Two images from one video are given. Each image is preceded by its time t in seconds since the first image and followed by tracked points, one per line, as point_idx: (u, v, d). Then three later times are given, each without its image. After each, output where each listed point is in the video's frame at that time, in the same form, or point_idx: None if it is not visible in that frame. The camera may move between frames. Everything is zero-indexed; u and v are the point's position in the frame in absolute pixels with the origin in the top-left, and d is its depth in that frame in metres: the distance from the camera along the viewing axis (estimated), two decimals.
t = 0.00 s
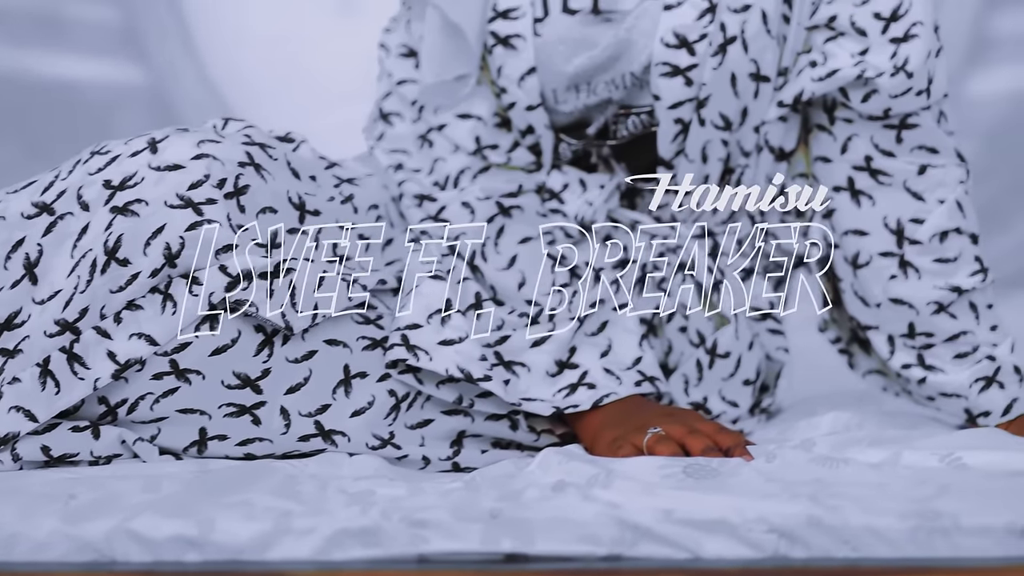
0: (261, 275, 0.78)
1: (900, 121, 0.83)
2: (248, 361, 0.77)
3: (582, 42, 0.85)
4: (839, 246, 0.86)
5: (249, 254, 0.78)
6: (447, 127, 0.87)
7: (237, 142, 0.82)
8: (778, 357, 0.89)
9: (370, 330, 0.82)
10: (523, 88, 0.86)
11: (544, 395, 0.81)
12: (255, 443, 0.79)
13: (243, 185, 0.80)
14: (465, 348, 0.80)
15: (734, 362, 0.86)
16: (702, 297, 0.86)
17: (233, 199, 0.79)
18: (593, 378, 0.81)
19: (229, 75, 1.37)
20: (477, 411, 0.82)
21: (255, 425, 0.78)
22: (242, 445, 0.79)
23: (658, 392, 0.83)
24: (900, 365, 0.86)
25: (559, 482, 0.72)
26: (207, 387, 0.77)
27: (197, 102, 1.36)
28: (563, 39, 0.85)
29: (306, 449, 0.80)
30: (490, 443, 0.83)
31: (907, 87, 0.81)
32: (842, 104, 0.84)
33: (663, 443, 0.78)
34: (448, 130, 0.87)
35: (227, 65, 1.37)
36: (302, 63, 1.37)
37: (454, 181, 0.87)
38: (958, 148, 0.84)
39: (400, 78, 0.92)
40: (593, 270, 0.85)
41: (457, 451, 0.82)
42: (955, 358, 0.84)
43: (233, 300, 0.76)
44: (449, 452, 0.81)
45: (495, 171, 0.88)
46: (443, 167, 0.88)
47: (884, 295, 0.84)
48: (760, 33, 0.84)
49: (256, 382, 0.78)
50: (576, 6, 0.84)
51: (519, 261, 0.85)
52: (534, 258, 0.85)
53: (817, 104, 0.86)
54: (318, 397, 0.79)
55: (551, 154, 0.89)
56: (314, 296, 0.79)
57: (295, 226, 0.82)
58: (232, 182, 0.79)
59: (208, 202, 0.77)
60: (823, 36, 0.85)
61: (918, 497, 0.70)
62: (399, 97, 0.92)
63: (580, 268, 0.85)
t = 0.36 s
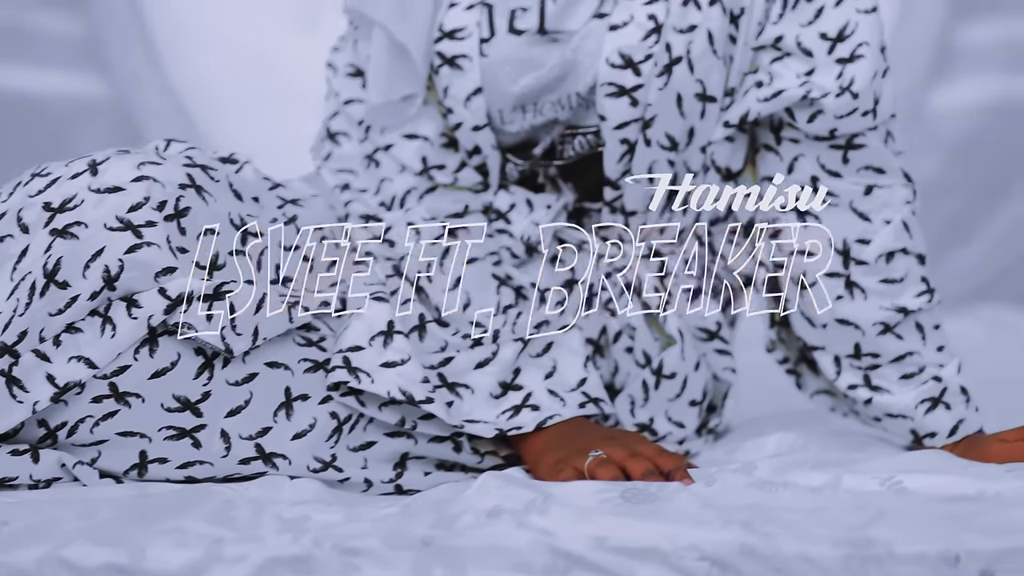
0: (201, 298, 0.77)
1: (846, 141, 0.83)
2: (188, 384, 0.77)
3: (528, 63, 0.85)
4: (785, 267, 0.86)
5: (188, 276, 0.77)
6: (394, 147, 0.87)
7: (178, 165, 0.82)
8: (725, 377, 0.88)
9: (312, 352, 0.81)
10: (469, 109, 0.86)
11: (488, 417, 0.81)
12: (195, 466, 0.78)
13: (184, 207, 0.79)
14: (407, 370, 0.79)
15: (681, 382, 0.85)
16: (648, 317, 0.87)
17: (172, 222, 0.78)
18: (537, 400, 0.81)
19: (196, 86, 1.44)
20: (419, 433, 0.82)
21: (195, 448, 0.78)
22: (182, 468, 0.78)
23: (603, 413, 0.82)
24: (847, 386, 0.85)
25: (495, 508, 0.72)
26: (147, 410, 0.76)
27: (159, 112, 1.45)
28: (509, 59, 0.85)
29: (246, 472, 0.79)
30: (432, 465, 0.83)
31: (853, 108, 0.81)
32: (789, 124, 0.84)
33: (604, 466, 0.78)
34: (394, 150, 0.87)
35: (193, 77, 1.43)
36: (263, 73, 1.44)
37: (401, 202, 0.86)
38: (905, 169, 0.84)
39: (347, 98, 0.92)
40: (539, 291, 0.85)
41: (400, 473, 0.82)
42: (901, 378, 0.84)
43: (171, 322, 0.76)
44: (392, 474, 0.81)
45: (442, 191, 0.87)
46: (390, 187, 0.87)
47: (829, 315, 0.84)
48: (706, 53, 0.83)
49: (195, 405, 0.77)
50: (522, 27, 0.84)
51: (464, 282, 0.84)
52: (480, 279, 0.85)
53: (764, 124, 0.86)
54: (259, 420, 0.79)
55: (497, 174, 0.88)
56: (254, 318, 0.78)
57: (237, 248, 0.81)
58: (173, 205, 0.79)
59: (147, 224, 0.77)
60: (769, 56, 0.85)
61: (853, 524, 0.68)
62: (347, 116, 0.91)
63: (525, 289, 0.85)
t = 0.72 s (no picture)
0: (79, 332, 0.75)
1: (734, 173, 0.82)
2: (66, 419, 0.75)
3: (417, 94, 0.85)
4: (674, 297, 0.85)
5: (66, 310, 0.76)
6: (284, 178, 0.88)
7: (59, 198, 0.81)
8: (617, 408, 0.88)
9: (195, 385, 0.81)
10: (358, 140, 0.85)
11: (373, 450, 0.81)
12: (75, 500, 0.76)
13: (65, 241, 0.78)
14: (290, 403, 0.79)
15: (571, 414, 0.85)
16: (540, 347, 0.87)
17: (52, 255, 0.77)
18: (422, 433, 0.82)
19: (123, 105, 1.71)
20: (303, 466, 0.82)
21: (75, 482, 0.75)
22: (62, 503, 0.76)
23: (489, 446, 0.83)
24: (736, 418, 0.84)
25: (364, 545, 0.71)
26: (25, 445, 0.74)
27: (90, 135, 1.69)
28: (399, 90, 0.85)
29: (128, 506, 0.78)
30: (317, 497, 0.83)
31: (739, 140, 0.80)
32: (676, 155, 0.84)
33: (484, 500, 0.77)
34: (286, 180, 0.88)
35: (124, 99, 1.70)
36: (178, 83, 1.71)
37: (291, 234, 0.87)
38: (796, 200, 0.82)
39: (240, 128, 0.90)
40: (428, 322, 0.85)
41: (284, 506, 0.81)
42: (790, 411, 0.83)
43: (49, 356, 0.74)
44: (276, 507, 0.81)
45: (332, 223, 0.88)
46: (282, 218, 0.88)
47: (718, 346, 0.83)
48: (593, 84, 0.83)
49: (75, 439, 0.75)
50: (410, 58, 0.85)
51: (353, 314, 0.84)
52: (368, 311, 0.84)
53: (655, 154, 0.86)
54: (140, 453, 0.77)
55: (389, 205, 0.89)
56: (133, 352, 0.77)
57: (120, 280, 0.81)
58: (53, 238, 0.77)
59: (25, 258, 0.75)
60: (658, 87, 0.84)
61: (719, 562, 0.66)
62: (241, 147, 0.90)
63: (415, 320, 0.85)
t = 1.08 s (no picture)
0: None
1: (653, 228, 0.82)
2: None
3: (338, 148, 0.85)
4: (597, 350, 0.84)
5: None
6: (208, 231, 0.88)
7: None
8: (542, 461, 0.88)
9: (116, 441, 0.80)
10: (281, 194, 0.86)
11: (294, 505, 0.81)
12: None
13: None
14: (209, 459, 0.79)
15: (494, 467, 0.84)
16: (464, 400, 0.86)
17: None
18: (343, 487, 0.82)
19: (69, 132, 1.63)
20: (224, 521, 0.81)
21: None
22: None
23: (411, 500, 0.83)
24: (657, 470, 0.84)
25: None
26: None
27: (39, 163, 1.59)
28: (319, 145, 0.86)
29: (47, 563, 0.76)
30: (239, 552, 0.83)
31: (657, 194, 0.81)
32: (596, 210, 0.84)
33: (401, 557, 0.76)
34: (210, 234, 0.88)
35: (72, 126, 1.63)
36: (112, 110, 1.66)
37: (215, 287, 0.86)
38: (714, 252, 0.83)
39: (166, 181, 0.92)
40: (351, 375, 0.86)
41: (205, 562, 0.81)
42: (710, 463, 0.83)
43: None
44: (196, 563, 0.81)
45: (258, 276, 0.87)
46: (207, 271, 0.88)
47: (638, 400, 0.83)
48: (513, 138, 0.84)
49: None
50: (331, 112, 0.85)
51: (276, 368, 0.84)
52: (292, 366, 0.84)
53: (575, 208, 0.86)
54: (58, 511, 0.76)
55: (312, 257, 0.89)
56: (51, 410, 0.77)
57: (41, 335, 0.80)
58: None
59: None
60: (578, 140, 0.85)
61: None
62: (166, 199, 0.92)
63: (338, 373, 0.85)
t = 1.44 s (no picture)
0: None
1: (618, 314, 0.81)
2: None
3: (305, 234, 0.85)
4: (564, 437, 0.84)
5: None
6: (177, 316, 0.88)
7: None
8: (510, 547, 0.88)
9: (80, 535, 0.74)
10: (248, 280, 0.86)
11: None
12: None
13: None
14: (176, 550, 0.74)
15: (462, 555, 0.82)
16: (432, 486, 0.86)
17: None
18: None
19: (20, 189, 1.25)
20: None
21: None
22: None
23: None
24: (624, 559, 0.82)
25: None
26: None
27: None
28: (287, 231, 0.85)
29: None
30: None
31: (621, 282, 0.80)
32: (562, 298, 0.83)
33: None
34: (179, 318, 0.89)
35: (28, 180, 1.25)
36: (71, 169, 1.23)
37: (184, 371, 0.87)
38: (682, 338, 0.83)
39: (136, 265, 0.91)
40: (318, 463, 0.86)
41: None
42: (678, 551, 0.80)
43: None
44: None
45: (226, 360, 0.89)
46: (175, 355, 0.88)
47: (604, 489, 0.82)
48: (479, 226, 0.83)
49: None
50: (298, 198, 0.85)
51: (244, 455, 0.84)
52: (259, 453, 0.84)
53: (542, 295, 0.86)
54: None
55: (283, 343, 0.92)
56: (13, 504, 0.70)
57: (4, 428, 0.77)
58: None
59: None
60: (543, 227, 0.84)
61: None
62: (135, 283, 0.91)
63: (306, 461, 0.86)
